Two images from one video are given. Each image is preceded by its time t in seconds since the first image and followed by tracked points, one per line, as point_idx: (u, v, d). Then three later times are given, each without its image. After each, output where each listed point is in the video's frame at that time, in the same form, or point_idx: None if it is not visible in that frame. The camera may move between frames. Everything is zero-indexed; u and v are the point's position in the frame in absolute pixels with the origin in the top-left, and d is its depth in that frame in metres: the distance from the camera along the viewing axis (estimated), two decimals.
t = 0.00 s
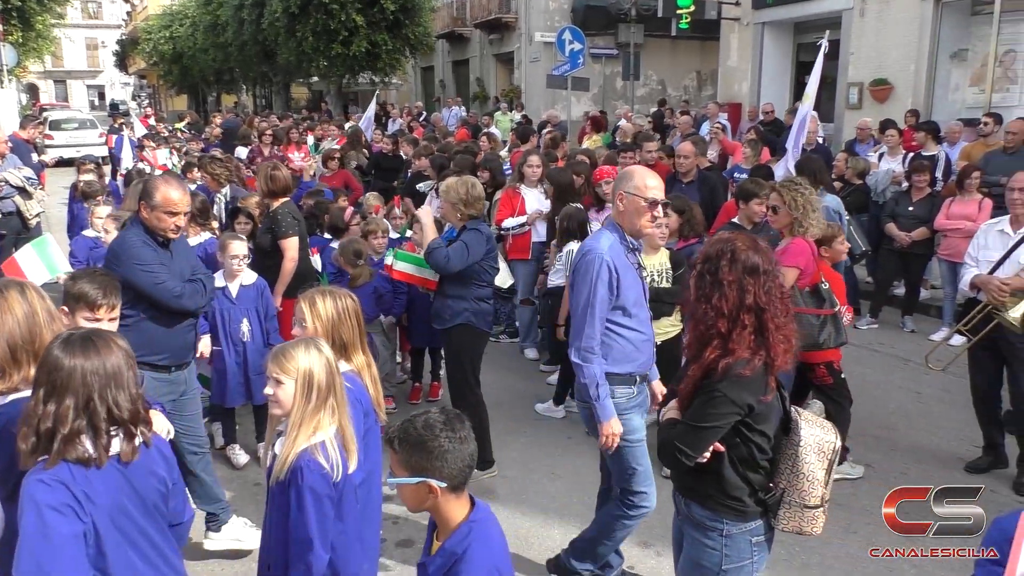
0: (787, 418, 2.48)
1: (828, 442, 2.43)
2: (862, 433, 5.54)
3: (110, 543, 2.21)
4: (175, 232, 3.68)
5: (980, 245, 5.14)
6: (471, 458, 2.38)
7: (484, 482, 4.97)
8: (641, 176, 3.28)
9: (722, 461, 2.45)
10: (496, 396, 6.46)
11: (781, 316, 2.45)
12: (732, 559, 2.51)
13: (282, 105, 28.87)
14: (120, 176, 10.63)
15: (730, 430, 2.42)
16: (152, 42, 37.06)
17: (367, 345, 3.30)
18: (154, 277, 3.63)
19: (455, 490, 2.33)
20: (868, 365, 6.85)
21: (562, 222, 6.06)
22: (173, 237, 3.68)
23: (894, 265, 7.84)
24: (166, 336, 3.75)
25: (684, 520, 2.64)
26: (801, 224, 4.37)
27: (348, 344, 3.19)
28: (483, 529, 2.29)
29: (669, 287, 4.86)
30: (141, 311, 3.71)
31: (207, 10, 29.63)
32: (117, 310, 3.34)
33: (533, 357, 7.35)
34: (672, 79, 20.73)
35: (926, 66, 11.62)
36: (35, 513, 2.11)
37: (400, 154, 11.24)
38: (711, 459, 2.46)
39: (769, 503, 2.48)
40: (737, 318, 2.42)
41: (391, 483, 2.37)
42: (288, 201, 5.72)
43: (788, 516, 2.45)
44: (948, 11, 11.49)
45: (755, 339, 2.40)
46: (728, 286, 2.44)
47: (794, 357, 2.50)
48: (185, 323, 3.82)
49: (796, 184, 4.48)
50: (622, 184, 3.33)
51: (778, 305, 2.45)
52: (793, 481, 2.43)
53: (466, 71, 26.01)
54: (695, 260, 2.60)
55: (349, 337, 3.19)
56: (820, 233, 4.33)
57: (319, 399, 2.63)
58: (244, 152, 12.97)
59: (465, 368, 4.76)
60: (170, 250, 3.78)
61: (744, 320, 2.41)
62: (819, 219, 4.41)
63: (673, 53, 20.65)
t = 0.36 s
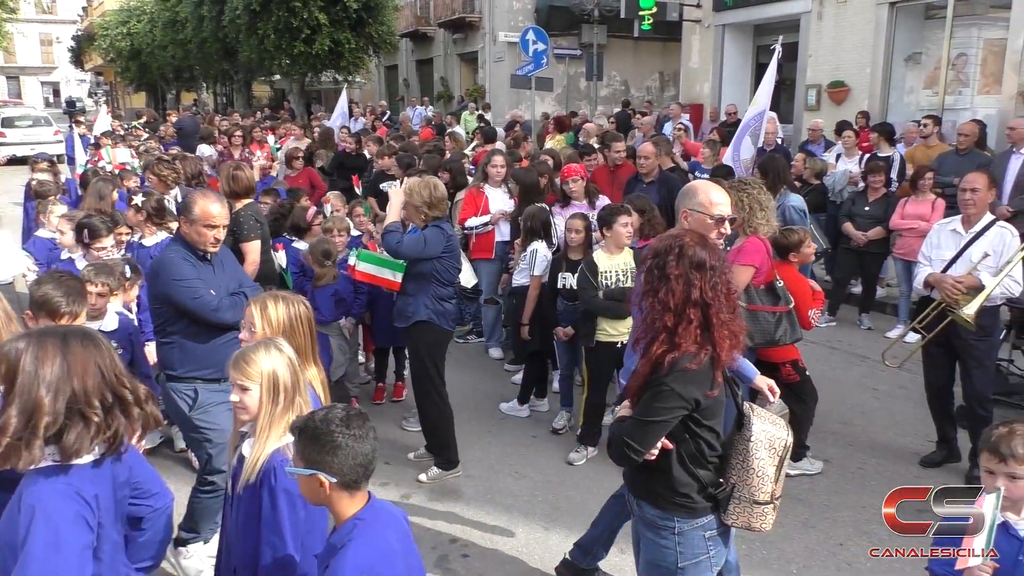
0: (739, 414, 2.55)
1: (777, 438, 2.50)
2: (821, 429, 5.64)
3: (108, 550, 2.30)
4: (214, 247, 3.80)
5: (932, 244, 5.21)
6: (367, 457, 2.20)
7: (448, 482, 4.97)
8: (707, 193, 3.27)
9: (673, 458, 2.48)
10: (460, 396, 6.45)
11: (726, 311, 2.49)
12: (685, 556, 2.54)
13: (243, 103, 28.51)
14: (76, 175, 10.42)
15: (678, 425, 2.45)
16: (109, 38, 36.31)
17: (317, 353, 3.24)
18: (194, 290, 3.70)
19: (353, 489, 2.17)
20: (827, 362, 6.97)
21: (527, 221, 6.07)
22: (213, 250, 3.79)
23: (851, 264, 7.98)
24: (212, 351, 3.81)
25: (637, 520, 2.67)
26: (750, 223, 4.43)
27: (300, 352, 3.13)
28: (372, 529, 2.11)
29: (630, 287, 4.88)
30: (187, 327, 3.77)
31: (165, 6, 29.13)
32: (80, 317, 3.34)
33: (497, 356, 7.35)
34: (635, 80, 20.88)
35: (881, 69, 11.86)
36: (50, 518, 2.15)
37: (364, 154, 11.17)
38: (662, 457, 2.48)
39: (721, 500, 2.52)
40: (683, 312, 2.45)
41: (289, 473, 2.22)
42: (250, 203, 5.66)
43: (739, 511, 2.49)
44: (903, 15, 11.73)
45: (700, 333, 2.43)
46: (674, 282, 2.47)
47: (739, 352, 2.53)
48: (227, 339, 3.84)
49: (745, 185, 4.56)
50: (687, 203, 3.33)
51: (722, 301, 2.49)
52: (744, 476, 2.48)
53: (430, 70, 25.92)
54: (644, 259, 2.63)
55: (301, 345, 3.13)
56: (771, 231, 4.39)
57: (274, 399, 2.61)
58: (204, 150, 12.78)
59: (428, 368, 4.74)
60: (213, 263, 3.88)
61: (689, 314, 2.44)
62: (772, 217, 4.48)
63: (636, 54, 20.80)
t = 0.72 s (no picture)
0: (703, 414, 2.57)
1: (739, 438, 2.53)
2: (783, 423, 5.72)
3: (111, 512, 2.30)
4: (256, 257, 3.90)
5: (890, 240, 5.33)
6: (291, 429, 2.24)
7: (414, 480, 4.95)
8: (776, 183, 3.21)
9: (637, 458, 2.49)
10: (426, 394, 6.43)
11: (693, 311, 2.51)
12: (649, 555, 2.55)
13: (205, 99, 28.09)
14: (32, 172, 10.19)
15: (644, 426, 2.46)
16: (66, 31, 35.54)
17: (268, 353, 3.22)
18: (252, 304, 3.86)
19: (274, 461, 2.19)
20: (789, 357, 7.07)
21: (494, 220, 6.05)
22: (254, 260, 3.89)
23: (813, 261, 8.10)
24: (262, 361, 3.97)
25: (600, 520, 2.67)
26: (709, 220, 4.55)
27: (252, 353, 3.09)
28: (282, 500, 2.13)
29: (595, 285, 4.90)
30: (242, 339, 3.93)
31: None
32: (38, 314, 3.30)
33: (463, 354, 7.35)
34: (601, 78, 20.96)
35: (842, 68, 12.06)
36: (89, 481, 2.15)
37: (329, 151, 11.07)
38: (627, 457, 2.49)
39: (684, 498, 2.55)
40: (650, 310, 2.47)
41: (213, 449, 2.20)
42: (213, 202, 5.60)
43: (702, 509, 2.53)
44: (863, 15, 11.93)
45: (667, 332, 2.45)
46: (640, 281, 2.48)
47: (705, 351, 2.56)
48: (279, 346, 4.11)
49: (705, 181, 4.62)
50: (755, 193, 3.26)
51: (690, 300, 2.51)
52: (707, 475, 2.52)
53: (396, 67, 25.78)
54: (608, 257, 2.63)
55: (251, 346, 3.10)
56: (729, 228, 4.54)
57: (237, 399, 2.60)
58: (165, 147, 12.58)
59: (392, 366, 4.72)
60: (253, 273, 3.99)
61: (657, 313, 2.46)
62: (730, 213, 4.58)
63: (602, 52, 20.88)
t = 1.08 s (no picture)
0: (668, 411, 2.60)
1: (703, 435, 2.56)
2: (746, 419, 5.80)
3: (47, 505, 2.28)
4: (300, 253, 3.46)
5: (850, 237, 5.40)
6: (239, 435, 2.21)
7: (380, 479, 4.93)
8: (844, 187, 3.16)
9: (606, 455, 2.51)
10: (393, 393, 6.41)
11: (664, 310, 2.54)
12: (618, 552, 2.56)
13: (167, 95, 27.63)
14: None
15: (614, 423, 2.48)
16: (21, 24, 34.71)
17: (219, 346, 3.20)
18: (296, 300, 3.34)
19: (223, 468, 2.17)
20: (752, 354, 7.17)
21: (460, 218, 6.03)
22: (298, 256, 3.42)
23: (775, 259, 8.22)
24: (302, 365, 3.43)
25: (569, 520, 2.68)
26: (674, 218, 4.63)
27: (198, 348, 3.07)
28: (233, 510, 2.12)
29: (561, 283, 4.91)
30: (284, 341, 3.40)
31: None
32: None
33: (430, 353, 7.34)
34: (567, 76, 21.03)
35: (803, 69, 12.24)
36: (49, 468, 2.18)
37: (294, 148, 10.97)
38: (595, 455, 2.51)
39: (650, 495, 2.57)
40: (627, 311, 2.48)
41: (158, 467, 2.07)
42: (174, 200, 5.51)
43: (668, 504, 2.55)
44: (824, 17, 12.11)
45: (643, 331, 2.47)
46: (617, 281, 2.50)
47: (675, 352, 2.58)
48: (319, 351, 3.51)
49: (669, 180, 4.73)
50: (822, 197, 3.21)
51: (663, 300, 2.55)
52: (673, 471, 2.54)
53: (362, 64, 25.60)
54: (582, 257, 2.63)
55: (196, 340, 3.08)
56: (692, 225, 4.64)
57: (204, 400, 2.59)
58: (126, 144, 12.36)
59: (360, 365, 4.72)
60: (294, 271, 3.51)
61: (634, 314, 2.47)
62: (692, 211, 4.69)
63: (568, 51, 20.95)
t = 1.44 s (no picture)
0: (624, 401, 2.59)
1: (662, 419, 2.58)
2: (711, 416, 5.86)
3: None
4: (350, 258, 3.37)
5: (806, 237, 5.58)
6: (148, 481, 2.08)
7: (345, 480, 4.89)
8: (890, 185, 3.08)
9: (585, 450, 2.48)
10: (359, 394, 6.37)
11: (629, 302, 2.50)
12: (595, 546, 2.53)
13: (128, 93, 27.17)
14: None
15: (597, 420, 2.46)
16: None
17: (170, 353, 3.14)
18: (323, 306, 3.25)
19: (138, 519, 2.06)
20: (716, 352, 7.25)
21: (422, 217, 5.96)
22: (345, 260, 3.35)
23: (738, 258, 8.32)
24: (337, 378, 3.32)
25: (537, 521, 2.60)
26: (639, 219, 4.68)
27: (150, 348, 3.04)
28: (165, 555, 2.08)
29: (526, 282, 4.92)
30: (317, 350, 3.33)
31: None
32: None
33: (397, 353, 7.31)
34: (534, 77, 21.07)
35: (766, 71, 12.41)
36: None
37: (258, 147, 10.85)
38: (575, 453, 2.47)
39: (620, 484, 2.56)
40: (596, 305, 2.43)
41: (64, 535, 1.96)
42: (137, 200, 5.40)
43: (636, 490, 2.55)
44: (786, 19, 12.28)
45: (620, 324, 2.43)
46: (596, 279, 2.42)
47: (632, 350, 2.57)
48: (358, 363, 3.38)
49: (633, 181, 4.76)
50: (868, 196, 3.11)
51: (630, 297, 2.50)
52: (640, 458, 2.55)
53: (327, 63, 25.41)
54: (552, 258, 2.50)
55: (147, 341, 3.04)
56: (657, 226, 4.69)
57: (155, 402, 2.49)
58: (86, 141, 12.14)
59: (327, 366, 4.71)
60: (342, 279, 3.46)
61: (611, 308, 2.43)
62: (655, 211, 4.74)
63: (535, 51, 20.98)
